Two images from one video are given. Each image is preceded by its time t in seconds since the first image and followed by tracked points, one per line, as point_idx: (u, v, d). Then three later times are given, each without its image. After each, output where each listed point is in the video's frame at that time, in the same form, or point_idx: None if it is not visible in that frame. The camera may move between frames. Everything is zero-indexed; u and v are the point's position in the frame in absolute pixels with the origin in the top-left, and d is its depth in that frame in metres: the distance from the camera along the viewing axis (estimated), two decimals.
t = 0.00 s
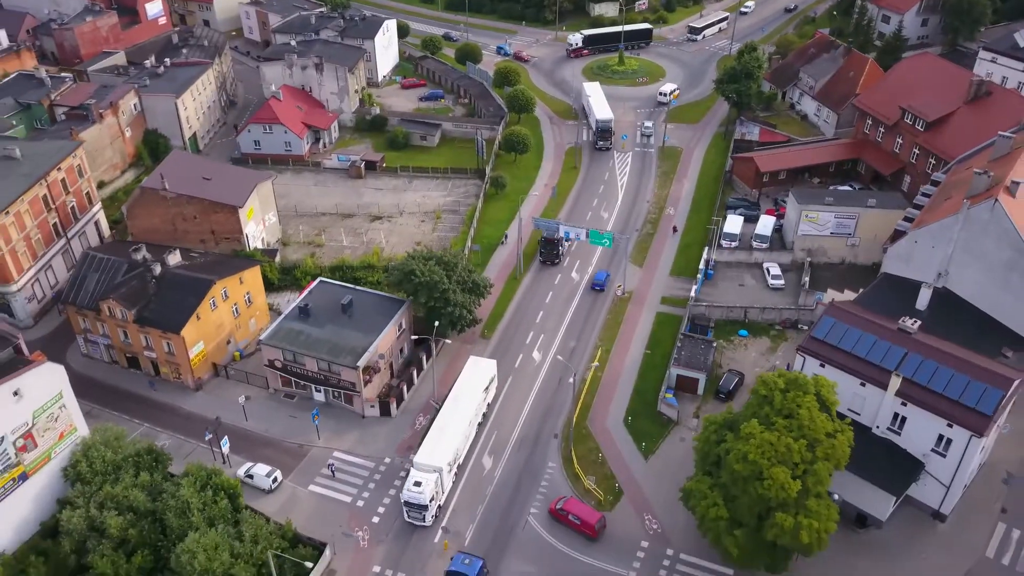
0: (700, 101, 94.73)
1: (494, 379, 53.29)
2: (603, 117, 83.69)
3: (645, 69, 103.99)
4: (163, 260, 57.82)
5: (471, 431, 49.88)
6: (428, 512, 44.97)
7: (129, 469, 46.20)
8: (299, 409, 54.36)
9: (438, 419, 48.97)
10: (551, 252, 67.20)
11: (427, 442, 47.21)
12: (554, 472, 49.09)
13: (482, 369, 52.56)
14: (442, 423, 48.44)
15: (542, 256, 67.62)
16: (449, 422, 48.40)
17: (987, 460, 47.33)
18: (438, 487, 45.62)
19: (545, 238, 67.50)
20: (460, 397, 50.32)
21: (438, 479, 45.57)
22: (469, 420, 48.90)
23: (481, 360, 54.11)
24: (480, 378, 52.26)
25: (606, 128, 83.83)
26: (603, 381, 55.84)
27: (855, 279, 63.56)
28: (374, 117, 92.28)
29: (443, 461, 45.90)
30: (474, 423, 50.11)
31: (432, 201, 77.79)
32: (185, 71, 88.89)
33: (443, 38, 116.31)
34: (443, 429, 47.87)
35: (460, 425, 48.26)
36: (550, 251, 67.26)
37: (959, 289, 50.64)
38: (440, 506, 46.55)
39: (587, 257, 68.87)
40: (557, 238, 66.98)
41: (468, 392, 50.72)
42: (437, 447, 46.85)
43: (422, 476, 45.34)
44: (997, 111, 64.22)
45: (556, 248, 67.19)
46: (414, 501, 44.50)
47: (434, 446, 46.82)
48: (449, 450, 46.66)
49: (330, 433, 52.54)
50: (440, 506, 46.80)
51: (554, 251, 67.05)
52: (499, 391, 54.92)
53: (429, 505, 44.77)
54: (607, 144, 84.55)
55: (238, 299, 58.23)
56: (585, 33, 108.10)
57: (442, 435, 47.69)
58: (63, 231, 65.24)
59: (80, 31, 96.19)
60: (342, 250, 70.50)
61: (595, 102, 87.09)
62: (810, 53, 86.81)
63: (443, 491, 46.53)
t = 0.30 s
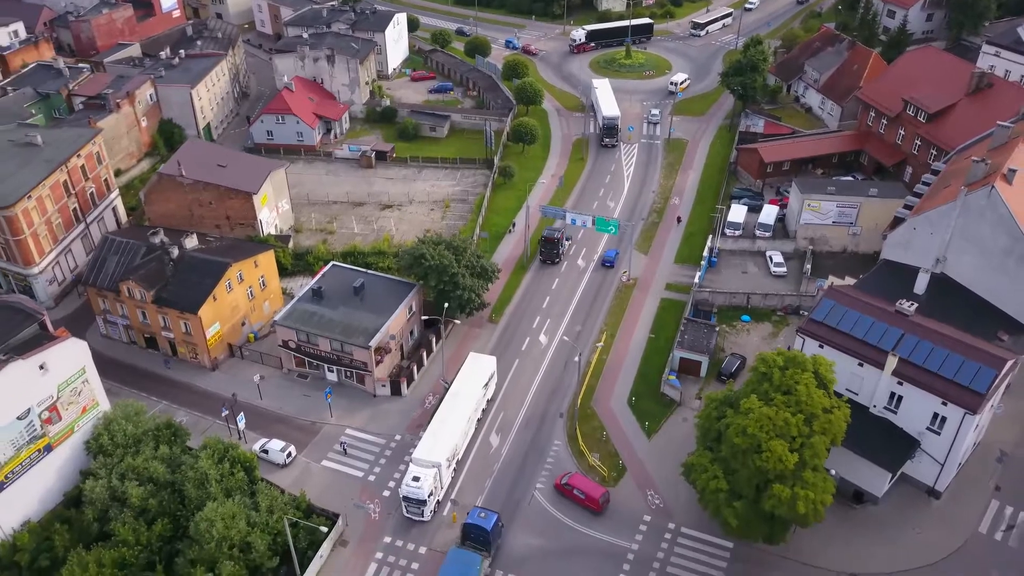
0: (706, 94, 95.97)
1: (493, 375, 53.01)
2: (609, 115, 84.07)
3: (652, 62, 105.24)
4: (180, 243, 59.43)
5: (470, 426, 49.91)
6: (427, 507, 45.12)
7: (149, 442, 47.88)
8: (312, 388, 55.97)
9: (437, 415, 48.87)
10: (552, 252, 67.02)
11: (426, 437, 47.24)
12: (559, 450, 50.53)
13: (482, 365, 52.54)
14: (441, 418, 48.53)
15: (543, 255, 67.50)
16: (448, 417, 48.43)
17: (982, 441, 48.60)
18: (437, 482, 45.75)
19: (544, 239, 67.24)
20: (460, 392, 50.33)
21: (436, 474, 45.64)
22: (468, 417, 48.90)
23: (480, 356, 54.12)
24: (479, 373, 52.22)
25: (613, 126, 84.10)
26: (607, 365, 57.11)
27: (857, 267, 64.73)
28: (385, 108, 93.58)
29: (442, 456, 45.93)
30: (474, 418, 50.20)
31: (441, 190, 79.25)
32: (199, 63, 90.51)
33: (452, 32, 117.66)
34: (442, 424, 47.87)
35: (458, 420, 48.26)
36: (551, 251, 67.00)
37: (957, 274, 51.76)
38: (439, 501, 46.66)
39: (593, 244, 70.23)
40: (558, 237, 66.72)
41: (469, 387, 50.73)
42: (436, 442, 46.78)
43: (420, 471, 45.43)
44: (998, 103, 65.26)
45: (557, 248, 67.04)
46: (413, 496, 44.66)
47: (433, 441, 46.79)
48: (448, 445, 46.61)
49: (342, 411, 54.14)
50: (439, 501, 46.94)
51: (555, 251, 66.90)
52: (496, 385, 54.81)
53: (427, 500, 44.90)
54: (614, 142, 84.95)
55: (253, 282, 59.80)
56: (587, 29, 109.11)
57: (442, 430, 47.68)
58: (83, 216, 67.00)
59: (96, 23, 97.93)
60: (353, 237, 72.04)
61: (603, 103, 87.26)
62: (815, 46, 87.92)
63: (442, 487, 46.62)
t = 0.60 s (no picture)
0: (713, 87, 97.16)
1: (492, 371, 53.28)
2: (616, 112, 84.56)
3: (659, 56, 106.50)
4: (198, 227, 61.07)
5: (470, 422, 50.25)
6: (426, 501, 45.59)
7: (169, 416, 49.59)
8: (325, 367, 57.60)
9: (436, 411, 49.14)
10: (553, 251, 66.80)
11: (426, 432, 47.62)
12: (565, 428, 52.02)
13: (481, 361, 52.84)
14: (441, 412, 48.91)
15: (545, 254, 67.26)
16: (447, 412, 48.73)
17: (979, 421, 49.77)
18: (436, 476, 46.19)
19: (546, 237, 66.93)
20: (459, 388, 50.60)
21: (435, 469, 46.06)
22: (468, 412, 49.21)
23: (480, 352, 54.38)
24: (480, 369, 52.53)
25: (619, 123, 84.37)
26: (613, 347, 58.56)
27: (859, 255, 65.90)
28: (396, 99, 95.01)
29: (441, 451, 46.34)
30: (473, 413, 50.57)
31: (451, 179, 80.76)
32: (215, 54, 92.21)
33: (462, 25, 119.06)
34: (442, 419, 48.26)
35: (458, 416, 48.58)
36: (552, 249, 66.77)
37: (956, 260, 52.91)
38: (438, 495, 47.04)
39: (600, 232, 71.54)
40: (559, 236, 66.43)
41: (469, 382, 51.03)
42: (435, 437, 47.09)
43: (419, 466, 45.83)
44: (1000, 94, 66.28)
45: (558, 246, 66.79)
46: (412, 491, 45.11)
47: (432, 436, 47.14)
48: (447, 440, 46.89)
49: (355, 389, 55.78)
50: (438, 496, 47.38)
51: (556, 250, 66.67)
52: (496, 381, 55.03)
53: (426, 495, 45.35)
54: (620, 139, 85.00)
55: (268, 265, 61.42)
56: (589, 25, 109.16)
57: (441, 425, 48.04)
58: (102, 201, 68.78)
59: (113, 15, 99.74)
60: (365, 224, 73.60)
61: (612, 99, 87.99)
62: (821, 40, 89.01)
63: (441, 481, 47.05)
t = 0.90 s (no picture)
0: (720, 80, 98.34)
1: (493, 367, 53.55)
2: (623, 108, 85.12)
3: (668, 50, 107.75)
4: (215, 211, 62.70)
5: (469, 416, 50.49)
6: (425, 495, 45.90)
7: (189, 391, 51.37)
8: (338, 347, 59.25)
9: (435, 406, 49.29)
10: (554, 249, 66.72)
11: (426, 426, 47.90)
12: (571, 406, 53.50)
13: (482, 356, 53.05)
14: (441, 406, 49.13)
15: (546, 252, 67.17)
16: (446, 407, 48.92)
17: (975, 402, 50.97)
18: (435, 471, 46.54)
19: (547, 236, 66.81)
20: (459, 383, 50.77)
21: (434, 464, 46.35)
22: (467, 407, 49.45)
23: (481, 347, 54.56)
24: (480, 364, 52.73)
25: (626, 119, 84.78)
26: (618, 330, 59.98)
27: (862, 243, 67.06)
28: (407, 91, 96.41)
29: (441, 445, 46.61)
30: (473, 408, 50.87)
31: (461, 168, 82.26)
32: (230, 45, 93.90)
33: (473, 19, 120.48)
34: (442, 413, 48.53)
35: (458, 411, 48.90)
36: (553, 247, 66.70)
37: (955, 246, 54.10)
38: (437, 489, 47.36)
39: (607, 221, 72.82)
40: (560, 234, 66.28)
41: (469, 378, 51.23)
42: (434, 432, 47.33)
43: (419, 460, 46.14)
44: (1003, 86, 67.29)
45: (559, 244, 66.67)
46: (411, 485, 45.47)
47: (432, 431, 47.39)
48: (447, 435, 47.14)
49: (368, 368, 57.43)
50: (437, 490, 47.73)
51: (558, 248, 66.57)
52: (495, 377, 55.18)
53: (425, 489, 45.67)
54: (626, 135, 85.27)
55: (283, 248, 63.07)
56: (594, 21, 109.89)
57: (441, 419, 48.32)
58: (122, 186, 70.59)
59: (130, 7, 101.57)
60: (377, 211, 75.21)
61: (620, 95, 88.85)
62: (827, 34, 90.08)
63: (441, 476, 47.38)
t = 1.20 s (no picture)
0: (727, 73, 99.51)
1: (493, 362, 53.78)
2: (629, 105, 85.56)
3: (676, 43, 108.94)
4: (231, 196, 64.34)
5: (469, 411, 50.65)
6: (424, 489, 46.19)
7: (207, 367, 53.14)
8: (351, 329, 60.89)
9: (435, 401, 49.39)
10: (555, 247, 66.68)
11: (426, 420, 48.03)
12: (578, 386, 55.00)
13: (482, 352, 53.25)
14: (441, 401, 49.25)
15: (547, 250, 67.15)
16: (446, 402, 49.04)
17: (973, 383, 52.20)
18: (435, 464, 46.75)
19: (549, 234, 66.55)
20: (460, 378, 50.97)
21: (434, 458, 46.54)
22: (467, 402, 49.65)
23: (482, 342, 54.75)
24: (481, 359, 52.94)
25: (632, 116, 85.14)
26: (624, 314, 61.40)
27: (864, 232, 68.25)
28: (418, 83, 97.83)
29: (441, 440, 46.80)
30: (473, 403, 51.08)
31: (471, 157, 83.75)
32: (245, 37, 95.55)
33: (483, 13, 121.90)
34: (443, 407, 48.68)
35: (458, 405, 49.08)
36: (554, 246, 66.67)
37: (955, 232, 55.25)
38: (436, 483, 47.67)
39: (614, 209, 74.12)
40: (562, 232, 66.19)
41: (469, 373, 51.41)
42: (435, 426, 47.49)
43: (419, 454, 46.28)
44: (1005, 79, 68.33)
45: (561, 242, 66.59)
46: (410, 479, 45.70)
47: (432, 425, 47.57)
48: (447, 429, 47.31)
49: (380, 348, 59.10)
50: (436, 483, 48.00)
51: (559, 246, 66.54)
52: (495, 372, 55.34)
53: (425, 483, 45.95)
54: (631, 133, 85.65)
55: (298, 233, 64.76)
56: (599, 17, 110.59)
57: (442, 413, 48.46)
58: (140, 173, 72.36)
59: None
60: (389, 199, 76.81)
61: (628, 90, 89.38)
62: (834, 27, 91.11)
63: (440, 469, 47.64)
